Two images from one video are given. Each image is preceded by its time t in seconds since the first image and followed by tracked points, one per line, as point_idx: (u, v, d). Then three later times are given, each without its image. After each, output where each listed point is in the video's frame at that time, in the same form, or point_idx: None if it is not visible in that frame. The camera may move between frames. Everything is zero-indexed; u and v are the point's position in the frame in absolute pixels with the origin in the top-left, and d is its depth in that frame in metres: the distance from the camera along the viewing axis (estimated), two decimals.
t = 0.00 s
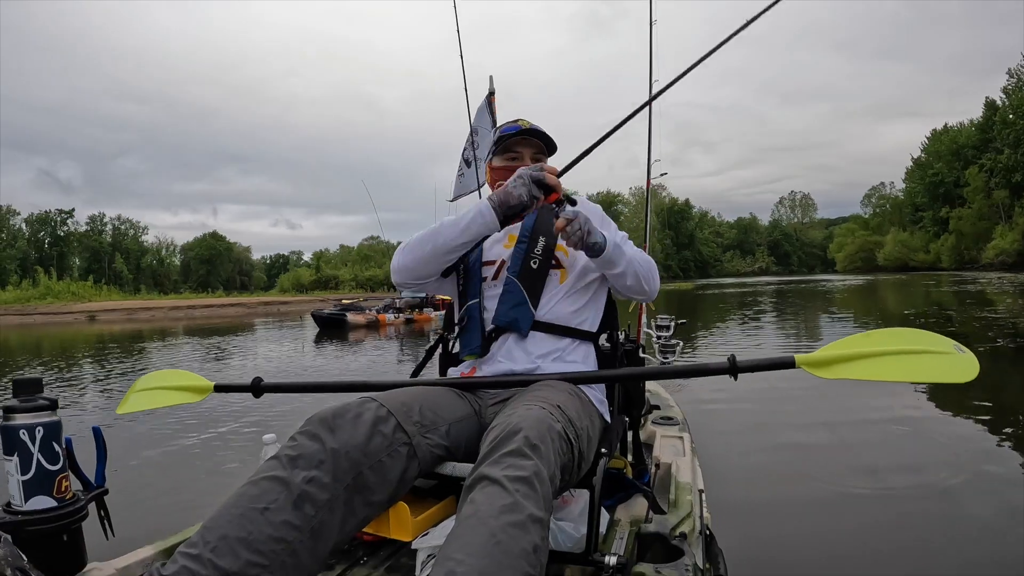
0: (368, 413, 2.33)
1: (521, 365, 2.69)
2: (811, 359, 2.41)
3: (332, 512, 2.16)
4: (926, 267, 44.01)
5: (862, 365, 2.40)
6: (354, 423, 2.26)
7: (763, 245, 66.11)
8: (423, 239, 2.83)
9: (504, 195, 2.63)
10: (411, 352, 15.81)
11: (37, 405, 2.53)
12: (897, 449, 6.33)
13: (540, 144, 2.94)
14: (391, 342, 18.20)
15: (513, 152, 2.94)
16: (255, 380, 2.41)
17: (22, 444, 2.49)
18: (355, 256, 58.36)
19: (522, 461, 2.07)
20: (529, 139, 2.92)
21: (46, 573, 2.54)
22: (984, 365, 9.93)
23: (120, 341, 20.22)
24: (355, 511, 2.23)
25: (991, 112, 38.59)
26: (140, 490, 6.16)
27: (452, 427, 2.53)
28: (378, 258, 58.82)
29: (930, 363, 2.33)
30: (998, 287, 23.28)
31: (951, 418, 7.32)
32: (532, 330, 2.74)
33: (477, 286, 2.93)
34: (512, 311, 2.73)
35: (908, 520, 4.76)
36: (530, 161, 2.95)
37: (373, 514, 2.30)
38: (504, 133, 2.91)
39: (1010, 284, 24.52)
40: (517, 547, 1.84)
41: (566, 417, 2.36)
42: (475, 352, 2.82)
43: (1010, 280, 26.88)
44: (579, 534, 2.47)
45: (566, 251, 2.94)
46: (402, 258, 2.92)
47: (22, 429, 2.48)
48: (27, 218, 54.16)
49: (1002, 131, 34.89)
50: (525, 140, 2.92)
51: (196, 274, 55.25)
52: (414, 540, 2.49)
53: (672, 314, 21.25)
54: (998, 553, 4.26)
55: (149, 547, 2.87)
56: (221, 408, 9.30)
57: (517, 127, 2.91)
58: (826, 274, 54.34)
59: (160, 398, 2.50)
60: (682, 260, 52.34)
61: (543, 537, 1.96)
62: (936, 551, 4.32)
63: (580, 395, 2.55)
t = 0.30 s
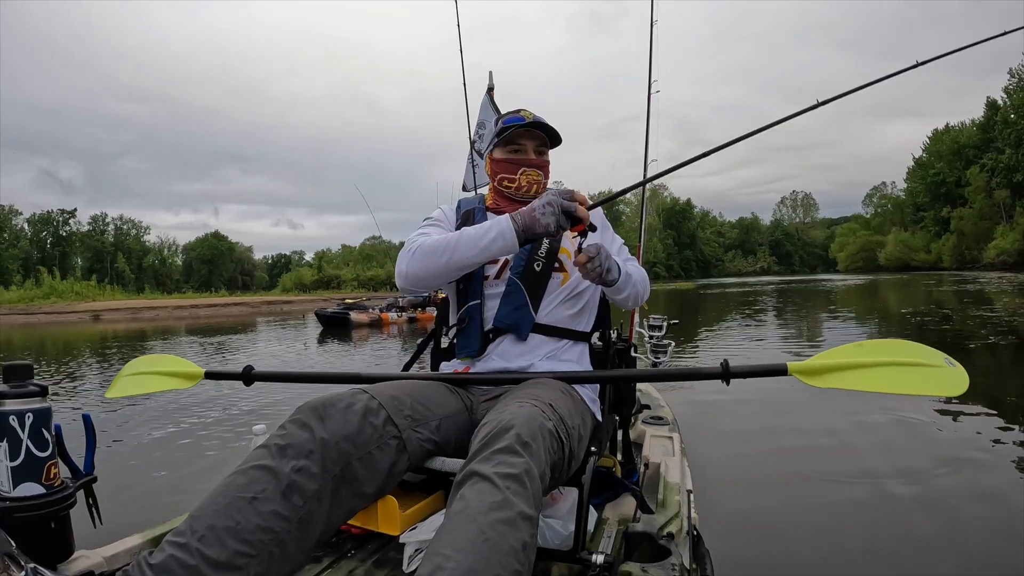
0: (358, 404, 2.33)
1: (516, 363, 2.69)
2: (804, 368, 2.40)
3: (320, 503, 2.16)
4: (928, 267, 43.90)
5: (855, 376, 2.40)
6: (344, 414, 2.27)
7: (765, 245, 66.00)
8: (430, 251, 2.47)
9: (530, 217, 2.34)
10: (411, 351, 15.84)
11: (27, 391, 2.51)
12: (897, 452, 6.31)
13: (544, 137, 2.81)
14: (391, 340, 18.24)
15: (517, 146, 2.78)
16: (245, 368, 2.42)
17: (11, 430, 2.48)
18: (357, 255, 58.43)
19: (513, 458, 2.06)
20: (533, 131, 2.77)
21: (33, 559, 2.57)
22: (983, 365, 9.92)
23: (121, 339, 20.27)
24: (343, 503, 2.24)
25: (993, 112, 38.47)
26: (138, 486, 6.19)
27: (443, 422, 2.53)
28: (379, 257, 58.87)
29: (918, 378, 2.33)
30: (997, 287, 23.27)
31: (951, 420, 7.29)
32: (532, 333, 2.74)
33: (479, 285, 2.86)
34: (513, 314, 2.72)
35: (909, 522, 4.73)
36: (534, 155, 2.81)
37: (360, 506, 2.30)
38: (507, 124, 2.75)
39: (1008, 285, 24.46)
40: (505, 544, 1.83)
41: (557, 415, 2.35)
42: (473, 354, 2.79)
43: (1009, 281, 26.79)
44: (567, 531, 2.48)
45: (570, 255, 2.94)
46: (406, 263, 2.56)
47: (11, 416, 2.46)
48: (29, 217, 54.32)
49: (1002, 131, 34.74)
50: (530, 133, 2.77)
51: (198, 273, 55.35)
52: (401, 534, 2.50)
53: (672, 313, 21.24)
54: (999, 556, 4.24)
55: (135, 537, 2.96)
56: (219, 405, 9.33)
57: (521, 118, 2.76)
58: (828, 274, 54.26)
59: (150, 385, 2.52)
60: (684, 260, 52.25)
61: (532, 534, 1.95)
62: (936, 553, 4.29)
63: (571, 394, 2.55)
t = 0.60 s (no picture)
0: (357, 407, 2.34)
1: (517, 366, 2.72)
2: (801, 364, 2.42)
3: (319, 506, 2.17)
4: (929, 266, 43.85)
5: (853, 370, 2.39)
6: (342, 417, 2.28)
7: (767, 245, 65.99)
8: (427, 266, 2.44)
9: (531, 248, 2.32)
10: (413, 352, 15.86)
11: (25, 400, 2.59)
12: (898, 452, 6.31)
13: (550, 137, 2.81)
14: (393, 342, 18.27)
15: (522, 146, 2.78)
16: (244, 375, 2.44)
17: (11, 439, 2.57)
18: (359, 256, 58.50)
19: (512, 459, 2.07)
20: (539, 132, 2.78)
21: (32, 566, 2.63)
22: (984, 364, 9.92)
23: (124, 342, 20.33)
24: (342, 505, 2.26)
25: (993, 111, 38.43)
26: (142, 491, 6.23)
27: (441, 425, 2.54)
28: (381, 258, 58.94)
29: (917, 372, 2.32)
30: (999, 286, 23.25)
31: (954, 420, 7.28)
32: (532, 341, 2.76)
33: (479, 291, 2.81)
34: (513, 322, 2.74)
35: (911, 523, 4.73)
36: (539, 157, 2.81)
37: (361, 508, 2.32)
38: (513, 123, 2.75)
39: (1010, 284, 24.38)
40: (506, 545, 1.84)
41: (556, 417, 2.37)
42: (472, 362, 2.79)
43: (1011, 280, 26.68)
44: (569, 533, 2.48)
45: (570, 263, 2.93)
46: (400, 275, 2.52)
47: (10, 425, 2.55)
48: (31, 220, 54.49)
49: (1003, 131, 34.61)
50: (536, 133, 2.78)
51: (200, 275, 55.44)
52: (403, 538, 2.52)
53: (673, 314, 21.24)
54: (1000, 556, 4.24)
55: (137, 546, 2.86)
56: (222, 409, 9.37)
57: (527, 116, 2.77)
58: (830, 273, 54.21)
59: (145, 393, 2.55)
60: (686, 260, 52.23)
61: (533, 535, 1.95)
62: (938, 553, 4.30)
63: (570, 395, 2.56)
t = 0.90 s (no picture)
0: (359, 412, 2.34)
1: (522, 370, 2.72)
2: (806, 360, 2.40)
3: (323, 511, 2.17)
4: (931, 266, 43.81)
5: (858, 364, 2.39)
6: (345, 421, 2.28)
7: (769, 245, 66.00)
8: (441, 272, 2.42)
9: (551, 264, 2.33)
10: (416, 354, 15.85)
11: (30, 412, 2.59)
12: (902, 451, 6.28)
13: (552, 139, 2.81)
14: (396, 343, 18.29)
15: (524, 148, 2.78)
16: (247, 384, 2.43)
17: (15, 451, 2.58)
18: (362, 258, 58.55)
19: (516, 463, 2.07)
20: (543, 134, 2.77)
21: None
22: (986, 363, 9.90)
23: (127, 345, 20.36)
24: (345, 510, 2.26)
25: (994, 110, 38.36)
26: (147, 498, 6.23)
27: (444, 429, 2.54)
28: (384, 259, 58.96)
29: (922, 363, 2.32)
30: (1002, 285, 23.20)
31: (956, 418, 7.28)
32: (536, 348, 2.75)
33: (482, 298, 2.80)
34: (518, 330, 2.72)
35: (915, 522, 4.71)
36: (540, 160, 2.81)
37: (364, 513, 2.32)
38: (516, 124, 2.74)
39: (1013, 282, 24.34)
40: (511, 549, 1.84)
41: (559, 419, 2.37)
42: (476, 368, 2.78)
43: (1014, 279, 26.61)
44: (574, 536, 2.47)
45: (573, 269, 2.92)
46: (410, 279, 2.51)
47: (14, 436, 2.56)
48: (34, 223, 54.57)
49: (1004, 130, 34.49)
50: (539, 136, 2.77)
51: (203, 277, 55.45)
52: (408, 544, 2.52)
53: (676, 314, 21.24)
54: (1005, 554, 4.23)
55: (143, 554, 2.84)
56: (225, 415, 9.38)
57: (529, 118, 2.76)
58: (832, 274, 54.18)
59: (149, 403, 2.55)
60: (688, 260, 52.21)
61: (538, 537, 1.95)
62: (943, 552, 4.28)
63: (573, 398, 2.56)
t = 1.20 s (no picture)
0: (360, 409, 2.35)
1: (522, 370, 2.72)
2: (805, 362, 2.42)
3: (323, 508, 2.18)
4: (931, 266, 43.79)
5: (857, 368, 2.39)
6: (346, 418, 2.28)
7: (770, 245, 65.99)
8: (434, 282, 2.43)
9: (541, 268, 2.33)
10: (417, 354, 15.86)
11: (31, 405, 2.60)
12: (902, 450, 6.27)
13: (551, 140, 2.82)
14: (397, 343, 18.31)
15: (523, 149, 2.78)
16: (248, 380, 2.44)
17: (17, 444, 2.58)
18: (363, 258, 58.59)
19: (516, 462, 2.07)
20: (541, 135, 2.78)
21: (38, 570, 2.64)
22: (987, 363, 9.90)
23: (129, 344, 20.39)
24: (345, 506, 2.27)
25: (994, 110, 38.31)
26: (148, 496, 6.24)
27: (445, 427, 2.55)
28: (385, 260, 58.99)
29: (921, 370, 2.32)
30: (1003, 286, 23.20)
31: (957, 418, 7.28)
32: (537, 349, 2.75)
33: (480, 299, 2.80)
34: (517, 332, 2.73)
35: (915, 522, 4.71)
36: (539, 160, 2.81)
37: (364, 510, 2.33)
38: (515, 125, 2.74)
39: (1013, 283, 24.35)
40: (510, 547, 1.84)
41: (560, 418, 2.37)
42: (476, 369, 2.80)
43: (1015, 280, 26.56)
44: (574, 535, 2.47)
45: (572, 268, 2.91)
46: (405, 291, 2.51)
47: (15, 430, 2.57)
48: (36, 223, 54.62)
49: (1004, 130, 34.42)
50: (537, 137, 2.77)
51: (204, 277, 55.49)
52: (408, 541, 2.53)
53: (676, 314, 21.24)
54: (1004, 554, 4.23)
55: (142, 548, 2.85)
56: (227, 413, 9.40)
57: (528, 119, 2.76)
58: (832, 274, 54.18)
59: (150, 398, 2.56)
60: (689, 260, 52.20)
61: (537, 537, 1.95)
62: (942, 551, 4.28)
63: (574, 397, 2.57)
